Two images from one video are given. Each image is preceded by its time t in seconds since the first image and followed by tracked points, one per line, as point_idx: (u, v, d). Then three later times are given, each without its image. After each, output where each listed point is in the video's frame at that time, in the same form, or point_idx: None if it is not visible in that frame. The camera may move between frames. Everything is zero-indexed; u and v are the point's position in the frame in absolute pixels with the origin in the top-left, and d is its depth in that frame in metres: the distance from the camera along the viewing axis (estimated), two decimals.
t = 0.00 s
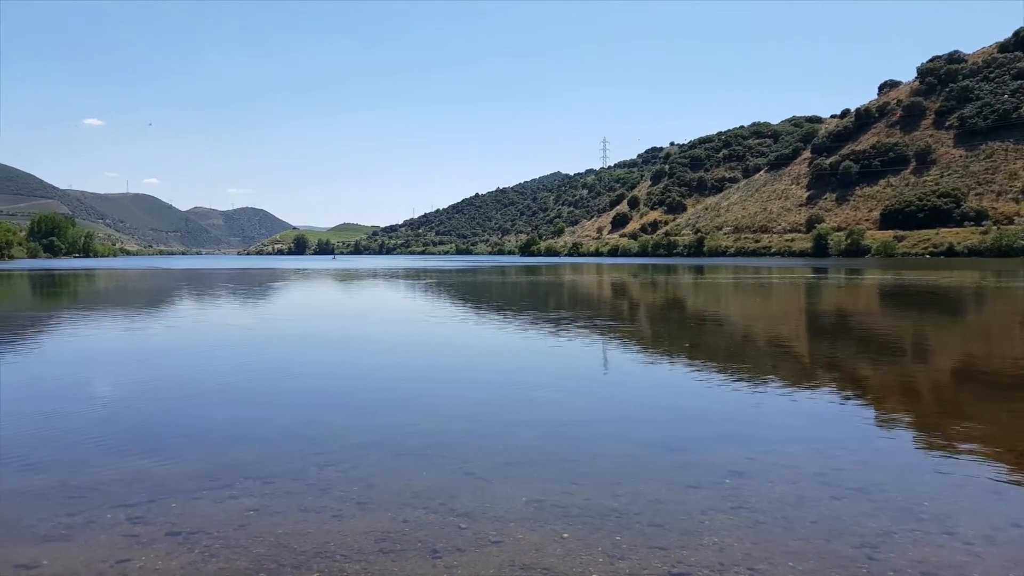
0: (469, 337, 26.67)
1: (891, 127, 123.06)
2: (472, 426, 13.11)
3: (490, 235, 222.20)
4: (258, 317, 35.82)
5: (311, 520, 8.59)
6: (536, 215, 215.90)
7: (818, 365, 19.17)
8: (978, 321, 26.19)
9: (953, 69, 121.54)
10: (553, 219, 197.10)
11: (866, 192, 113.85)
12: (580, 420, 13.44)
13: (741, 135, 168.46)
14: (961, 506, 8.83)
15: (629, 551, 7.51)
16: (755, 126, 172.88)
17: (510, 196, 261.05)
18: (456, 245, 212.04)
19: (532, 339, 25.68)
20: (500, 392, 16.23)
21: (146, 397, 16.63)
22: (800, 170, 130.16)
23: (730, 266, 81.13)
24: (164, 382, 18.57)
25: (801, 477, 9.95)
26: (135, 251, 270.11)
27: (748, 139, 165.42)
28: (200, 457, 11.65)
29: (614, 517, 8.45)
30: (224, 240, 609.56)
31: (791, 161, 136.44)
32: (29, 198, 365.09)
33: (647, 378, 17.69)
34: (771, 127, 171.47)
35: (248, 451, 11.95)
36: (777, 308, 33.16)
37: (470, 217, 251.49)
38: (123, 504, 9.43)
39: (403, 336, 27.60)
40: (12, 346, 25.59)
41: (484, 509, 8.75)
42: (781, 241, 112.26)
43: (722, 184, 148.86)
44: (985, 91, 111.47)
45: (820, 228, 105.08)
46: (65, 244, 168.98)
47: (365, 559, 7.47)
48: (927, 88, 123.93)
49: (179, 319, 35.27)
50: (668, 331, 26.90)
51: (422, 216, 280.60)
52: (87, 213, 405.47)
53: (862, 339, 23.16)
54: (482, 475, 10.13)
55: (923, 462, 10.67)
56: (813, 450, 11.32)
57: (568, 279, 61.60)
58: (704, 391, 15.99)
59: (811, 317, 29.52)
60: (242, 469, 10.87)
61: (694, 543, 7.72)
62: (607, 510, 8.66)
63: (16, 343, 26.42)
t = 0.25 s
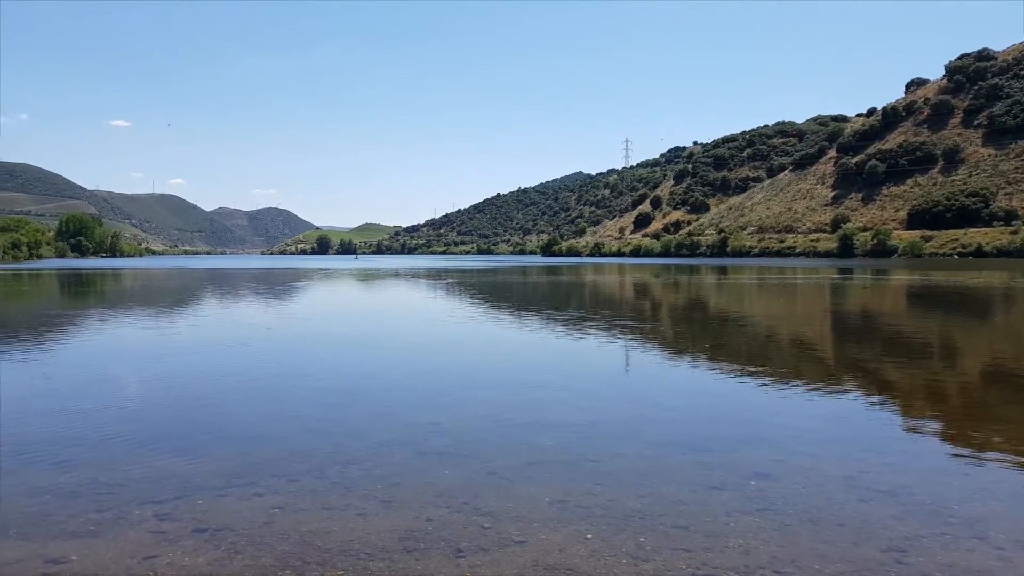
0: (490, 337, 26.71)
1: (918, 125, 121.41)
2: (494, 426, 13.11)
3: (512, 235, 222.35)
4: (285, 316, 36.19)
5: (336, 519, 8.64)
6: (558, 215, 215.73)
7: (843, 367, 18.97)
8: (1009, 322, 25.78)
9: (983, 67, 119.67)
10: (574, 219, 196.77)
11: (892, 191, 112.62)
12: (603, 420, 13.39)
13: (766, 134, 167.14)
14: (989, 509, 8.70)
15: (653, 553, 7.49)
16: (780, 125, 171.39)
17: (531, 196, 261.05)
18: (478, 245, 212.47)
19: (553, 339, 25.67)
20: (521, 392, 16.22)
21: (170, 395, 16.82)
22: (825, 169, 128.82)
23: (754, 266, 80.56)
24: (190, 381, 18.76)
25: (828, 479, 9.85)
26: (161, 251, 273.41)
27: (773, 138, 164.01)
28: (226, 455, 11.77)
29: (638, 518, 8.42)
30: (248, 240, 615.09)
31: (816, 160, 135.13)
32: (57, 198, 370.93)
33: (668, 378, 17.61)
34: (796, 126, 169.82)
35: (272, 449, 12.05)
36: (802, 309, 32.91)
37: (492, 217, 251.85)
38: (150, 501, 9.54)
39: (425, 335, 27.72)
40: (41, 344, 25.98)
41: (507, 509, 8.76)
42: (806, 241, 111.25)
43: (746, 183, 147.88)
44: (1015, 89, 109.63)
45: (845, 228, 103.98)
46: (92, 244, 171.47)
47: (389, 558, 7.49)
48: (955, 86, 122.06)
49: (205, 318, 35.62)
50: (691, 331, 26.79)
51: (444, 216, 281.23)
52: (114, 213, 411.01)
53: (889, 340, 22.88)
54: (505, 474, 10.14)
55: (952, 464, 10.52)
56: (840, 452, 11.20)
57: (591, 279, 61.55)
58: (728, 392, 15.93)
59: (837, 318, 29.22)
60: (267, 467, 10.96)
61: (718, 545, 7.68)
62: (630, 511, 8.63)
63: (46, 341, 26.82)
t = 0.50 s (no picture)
0: (515, 337, 26.72)
1: (949, 123, 119.38)
2: (520, 426, 13.12)
3: (536, 235, 222.28)
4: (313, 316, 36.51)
5: (363, 518, 8.69)
6: (583, 215, 215.24)
7: (872, 369, 18.71)
8: None
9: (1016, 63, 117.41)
10: (599, 219, 196.25)
11: (923, 190, 111.25)
12: (630, 422, 13.31)
13: (793, 132, 165.43)
14: None
15: (680, 555, 7.44)
16: (807, 124, 169.51)
17: (556, 196, 260.68)
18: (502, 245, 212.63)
19: (578, 339, 25.61)
20: (546, 392, 16.20)
21: (200, 395, 17.03)
22: (854, 168, 127.10)
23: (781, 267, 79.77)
24: (218, 380, 18.94)
25: (858, 483, 9.72)
26: (189, 251, 277.01)
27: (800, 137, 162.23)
28: (254, 453, 11.88)
29: (665, 520, 8.37)
30: (274, 240, 620.92)
31: (844, 159, 133.47)
32: (89, 200, 377.35)
33: (695, 380, 17.48)
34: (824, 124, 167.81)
35: (300, 448, 12.15)
36: (831, 310, 32.53)
37: (516, 217, 251.95)
38: (180, 499, 9.66)
39: (450, 335, 27.80)
40: (72, 343, 26.38)
41: (533, 510, 8.75)
42: (834, 241, 109.93)
43: (773, 183, 146.58)
44: None
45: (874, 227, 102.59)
46: (122, 243, 174.17)
47: (416, 558, 7.53)
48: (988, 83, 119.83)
49: (233, 317, 35.99)
50: (717, 332, 26.58)
51: (468, 216, 281.82)
52: (143, 213, 417.08)
53: (921, 342, 22.51)
54: (531, 475, 10.14)
55: (986, 469, 10.33)
56: (870, 455, 11.06)
57: (615, 279, 61.36)
58: (756, 393, 15.78)
59: (867, 319, 28.81)
60: (294, 466, 11.05)
61: (747, 549, 7.61)
62: (658, 513, 8.58)
63: (78, 340, 27.25)
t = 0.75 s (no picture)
0: (535, 338, 26.70)
1: (978, 121, 117.56)
2: (543, 426, 13.11)
3: (558, 235, 222.02)
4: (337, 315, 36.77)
5: (387, 517, 8.73)
6: (604, 214, 214.67)
7: (898, 370, 18.47)
8: None
9: None
10: (621, 219, 195.62)
11: (950, 189, 109.58)
12: (652, 423, 13.25)
13: (818, 131, 163.79)
14: None
15: (704, 558, 7.39)
16: (832, 122, 167.74)
17: (577, 196, 260.20)
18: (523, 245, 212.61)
19: (599, 339, 25.52)
20: (567, 393, 16.17)
21: (223, 394, 17.19)
22: (880, 166, 125.51)
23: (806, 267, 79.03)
24: (243, 380, 19.09)
25: (885, 486, 9.60)
26: (213, 251, 280.05)
27: (825, 135, 160.55)
28: (278, 452, 11.98)
29: (689, 522, 8.32)
30: (297, 240, 625.87)
31: (870, 158, 131.91)
32: (115, 200, 382.68)
33: (717, 381, 17.37)
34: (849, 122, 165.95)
35: (323, 447, 12.23)
36: (856, 310, 32.18)
37: (538, 217, 251.80)
38: (205, 496, 9.76)
39: (471, 336, 27.86)
40: (100, 342, 26.78)
41: (555, 510, 8.73)
42: (860, 241, 108.74)
43: (797, 182, 145.30)
44: None
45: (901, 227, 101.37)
46: (147, 243, 176.35)
47: (440, 557, 7.55)
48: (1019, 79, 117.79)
49: (257, 317, 36.35)
50: (740, 333, 26.40)
51: (489, 216, 282.07)
52: (168, 214, 422.05)
53: (950, 343, 22.19)
54: (553, 476, 10.11)
55: (1016, 473, 10.15)
56: (899, 457, 10.93)
57: (637, 279, 61.19)
58: (779, 395, 15.64)
59: (893, 320, 28.48)
60: (319, 465, 11.14)
61: (772, 551, 7.55)
62: (682, 515, 8.54)
63: (106, 339, 27.66)
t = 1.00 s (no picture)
0: (561, 337, 26.63)
1: (1012, 119, 115.28)
2: (570, 426, 13.07)
3: (583, 235, 221.51)
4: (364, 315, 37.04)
5: (413, 514, 8.78)
6: (630, 214, 213.77)
7: (930, 372, 18.18)
8: None
9: None
10: (646, 219, 194.73)
11: (983, 188, 107.61)
12: (680, 424, 13.17)
13: (848, 129, 161.76)
14: None
15: (732, 560, 7.34)
16: (862, 120, 165.54)
17: (602, 195, 259.39)
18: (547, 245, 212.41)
19: (625, 340, 25.40)
20: (593, 393, 16.11)
21: (251, 391, 17.36)
22: (911, 165, 123.56)
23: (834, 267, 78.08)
24: (271, 378, 19.25)
25: (916, 488, 9.46)
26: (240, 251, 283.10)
27: (855, 133, 158.50)
28: (306, 450, 12.08)
29: (716, 524, 8.26)
30: (323, 240, 630.60)
31: (901, 156, 129.98)
32: (145, 201, 388.47)
33: (744, 382, 17.20)
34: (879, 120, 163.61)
35: (350, 445, 12.31)
36: (887, 311, 31.75)
37: (563, 216, 251.39)
38: (234, 493, 9.89)
39: (495, 335, 27.88)
40: (132, 340, 27.21)
41: (582, 510, 8.72)
42: (890, 241, 107.26)
43: (826, 181, 143.62)
44: None
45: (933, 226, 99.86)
46: (176, 243, 178.76)
47: (467, 556, 7.57)
48: None
49: (285, 316, 36.73)
50: (767, 333, 26.16)
51: (514, 216, 282.07)
52: (197, 214, 427.51)
53: (984, 344, 21.79)
54: (579, 476, 10.10)
55: None
56: (932, 460, 10.75)
57: (663, 279, 60.92)
58: (808, 396, 15.48)
59: (925, 321, 28.06)
60: (346, 463, 11.22)
61: (801, 554, 7.47)
62: (709, 516, 8.48)
63: (138, 337, 28.09)
